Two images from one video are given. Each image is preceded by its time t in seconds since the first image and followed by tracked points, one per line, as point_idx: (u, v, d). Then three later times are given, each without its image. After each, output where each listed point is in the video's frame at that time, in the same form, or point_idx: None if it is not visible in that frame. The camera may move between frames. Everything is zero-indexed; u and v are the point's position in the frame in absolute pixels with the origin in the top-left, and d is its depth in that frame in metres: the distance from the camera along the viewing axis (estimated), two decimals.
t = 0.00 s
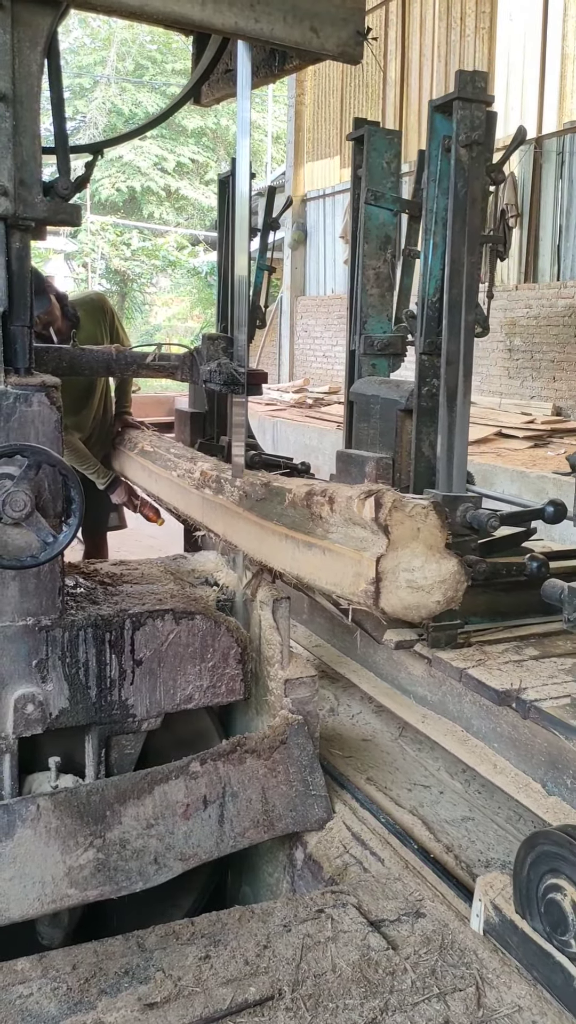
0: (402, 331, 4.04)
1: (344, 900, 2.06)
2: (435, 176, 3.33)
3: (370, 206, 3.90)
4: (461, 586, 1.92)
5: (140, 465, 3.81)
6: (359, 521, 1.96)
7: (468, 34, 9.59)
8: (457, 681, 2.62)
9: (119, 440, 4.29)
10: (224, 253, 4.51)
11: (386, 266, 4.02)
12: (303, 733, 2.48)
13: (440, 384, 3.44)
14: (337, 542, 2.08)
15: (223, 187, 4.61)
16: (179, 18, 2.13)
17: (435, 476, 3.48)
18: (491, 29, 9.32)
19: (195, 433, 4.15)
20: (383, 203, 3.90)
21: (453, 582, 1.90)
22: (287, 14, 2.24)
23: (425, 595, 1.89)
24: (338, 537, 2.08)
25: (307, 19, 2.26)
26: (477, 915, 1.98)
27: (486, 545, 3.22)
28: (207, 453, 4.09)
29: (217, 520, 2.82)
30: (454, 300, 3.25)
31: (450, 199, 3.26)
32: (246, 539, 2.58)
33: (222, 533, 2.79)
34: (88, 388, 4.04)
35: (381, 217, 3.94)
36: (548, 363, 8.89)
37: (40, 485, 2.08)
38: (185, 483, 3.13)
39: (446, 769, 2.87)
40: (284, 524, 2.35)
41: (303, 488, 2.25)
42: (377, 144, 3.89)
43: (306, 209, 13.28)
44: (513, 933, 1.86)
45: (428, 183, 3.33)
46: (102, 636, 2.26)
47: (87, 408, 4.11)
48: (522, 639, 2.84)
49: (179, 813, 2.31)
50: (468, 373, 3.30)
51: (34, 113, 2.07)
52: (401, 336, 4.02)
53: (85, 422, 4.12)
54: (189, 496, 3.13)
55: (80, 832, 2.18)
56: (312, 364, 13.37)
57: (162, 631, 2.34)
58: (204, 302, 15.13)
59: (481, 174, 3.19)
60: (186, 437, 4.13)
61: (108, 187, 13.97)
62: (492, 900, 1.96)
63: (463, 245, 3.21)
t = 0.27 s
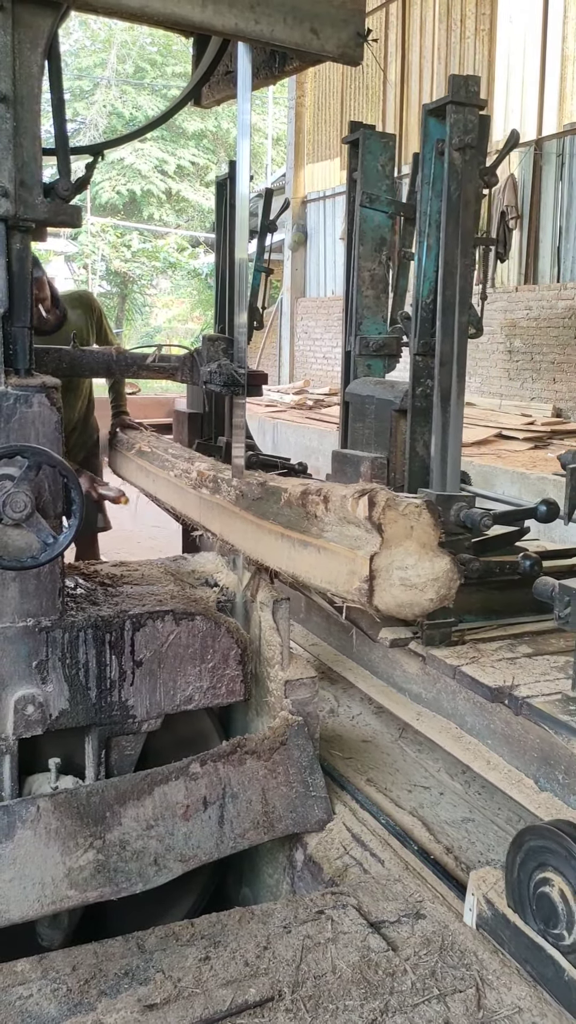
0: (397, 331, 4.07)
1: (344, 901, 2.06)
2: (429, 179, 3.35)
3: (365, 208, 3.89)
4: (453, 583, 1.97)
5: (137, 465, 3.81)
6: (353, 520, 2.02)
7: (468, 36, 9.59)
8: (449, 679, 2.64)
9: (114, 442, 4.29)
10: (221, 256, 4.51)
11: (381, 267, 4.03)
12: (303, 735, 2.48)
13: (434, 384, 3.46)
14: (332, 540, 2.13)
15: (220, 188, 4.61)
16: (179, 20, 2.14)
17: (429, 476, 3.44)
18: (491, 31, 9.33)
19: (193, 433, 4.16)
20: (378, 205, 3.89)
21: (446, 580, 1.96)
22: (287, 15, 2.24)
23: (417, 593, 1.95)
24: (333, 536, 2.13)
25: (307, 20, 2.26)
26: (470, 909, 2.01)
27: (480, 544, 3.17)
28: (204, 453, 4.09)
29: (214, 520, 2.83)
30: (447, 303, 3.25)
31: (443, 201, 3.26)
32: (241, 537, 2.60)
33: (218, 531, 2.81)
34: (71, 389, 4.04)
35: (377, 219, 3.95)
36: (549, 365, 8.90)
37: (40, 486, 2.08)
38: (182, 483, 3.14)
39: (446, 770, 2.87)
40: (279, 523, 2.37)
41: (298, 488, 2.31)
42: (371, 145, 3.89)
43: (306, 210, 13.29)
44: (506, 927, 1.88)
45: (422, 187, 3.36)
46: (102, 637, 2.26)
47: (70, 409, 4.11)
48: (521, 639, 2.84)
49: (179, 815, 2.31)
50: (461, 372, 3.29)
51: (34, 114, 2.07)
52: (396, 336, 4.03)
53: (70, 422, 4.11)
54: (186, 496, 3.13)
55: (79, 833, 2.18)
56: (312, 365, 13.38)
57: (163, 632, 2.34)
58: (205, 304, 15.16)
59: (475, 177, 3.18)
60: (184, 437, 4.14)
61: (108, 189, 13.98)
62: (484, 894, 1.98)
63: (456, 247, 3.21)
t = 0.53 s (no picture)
0: (393, 333, 4.05)
1: (345, 903, 2.06)
2: (423, 183, 3.34)
3: (361, 212, 3.92)
4: (447, 583, 2.00)
5: (136, 466, 3.81)
6: (348, 519, 2.03)
7: (469, 38, 9.60)
8: (445, 678, 2.64)
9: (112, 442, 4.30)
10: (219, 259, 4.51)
11: (377, 269, 4.01)
12: (304, 737, 2.48)
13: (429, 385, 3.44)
14: (327, 539, 2.13)
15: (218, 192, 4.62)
16: (180, 22, 2.14)
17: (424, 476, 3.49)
18: (491, 34, 9.33)
19: (191, 435, 4.19)
20: (374, 208, 3.93)
21: (440, 579, 1.98)
22: (287, 18, 2.24)
23: (412, 592, 1.97)
24: (327, 535, 2.13)
25: (308, 22, 2.26)
26: (464, 905, 2.03)
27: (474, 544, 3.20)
28: (202, 453, 4.08)
29: (211, 520, 2.84)
30: (442, 304, 3.24)
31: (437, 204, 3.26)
32: (238, 535, 2.62)
33: (215, 530, 2.81)
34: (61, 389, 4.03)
35: (372, 221, 3.96)
36: (549, 366, 8.91)
37: (41, 487, 2.08)
38: (181, 483, 3.14)
39: (446, 772, 2.87)
40: (276, 523, 2.37)
41: (294, 488, 2.32)
42: (367, 150, 3.91)
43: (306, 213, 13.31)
44: (499, 922, 1.91)
45: (416, 191, 3.35)
46: (103, 639, 2.26)
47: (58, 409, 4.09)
48: (521, 641, 2.84)
49: (180, 816, 2.30)
50: (456, 373, 3.29)
51: (35, 116, 2.07)
52: (391, 338, 4.01)
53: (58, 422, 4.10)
54: (185, 497, 3.14)
55: (80, 835, 2.17)
56: (312, 367, 13.38)
57: (163, 634, 2.34)
58: (205, 305, 15.17)
59: (469, 180, 3.19)
60: (182, 438, 4.14)
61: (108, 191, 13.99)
62: (478, 889, 2.00)
63: (450, 249, 3.21)
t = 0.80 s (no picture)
0: (389, 333, 4.06)
1: (345, 905, 2.06)
2: (419, 185, 3.32)
3: (357, 213, 3.90)
4: (443, 581, 2.01)
5: (135, 466, 3.82)
6: (343, 518, 2.04)
7: (469, 40, 9.60)
8: (440, 675, 2.63)
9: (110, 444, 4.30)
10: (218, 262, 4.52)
11: (373, 271, 4.01)
12: (305, 738, 2.48)
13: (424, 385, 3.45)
14: (322, 537, 2.13)
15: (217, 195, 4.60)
16: (181, 23, 2.14)
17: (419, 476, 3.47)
18: (492, 35, 9.34)
19: (190, 435, 4.21)
20: (370, 210, 3.91)
21: (434, 577, 2.00)
22: (288, 18, 2.24)
23: (407, 588, 1.99)
24: (323, 533, 2.14)
25: (308, 23, 2.26)
26: (458, 900, 2.04)
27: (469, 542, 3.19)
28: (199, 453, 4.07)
29: (209, 519, 2.84)
30: (436, 305, 3.25)
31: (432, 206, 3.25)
32: (234, 534, 2.63)
33: (212, 529, 2.82)
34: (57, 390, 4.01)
35: (368, 223, 3.94)
36: (549, 367, 8.92)
37: (41, 488, 2.08)
38: (179, 483, 3.14)
39: (447, 773, 2.87)
40: (272, 522, 2.37)
41: (290, 487, 2.32)
42: (363, 152, 3.91)
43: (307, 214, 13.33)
44: (493, 916, 1.92)
45: (412, 193, 3.33)
46: (103, 639, 2.26)
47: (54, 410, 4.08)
48: (515, 639, 2.83)
49: (180, 818, 2.30)
50: (451, 373, 3.31)
51: (36, 117, 2.07)
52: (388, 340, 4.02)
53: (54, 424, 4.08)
54: (183, 498, 3.14)
55: (80, 836, 2.17)
56: (313, 368, 13.39)
57: (164, 635, 2.34)
58: (205, 307, 15.18)
59: (463, 183, 3.19)
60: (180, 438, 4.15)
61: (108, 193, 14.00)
62: (472, 883, 2.01)
63: (445, 251, 3.21)
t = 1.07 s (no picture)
0: (384, 335, 4.10)
1: (346, 905, 2.05)
2: (413, 186, 3.31)
3: (353, 214, 3.94)
4: (436, 578, 2.06)
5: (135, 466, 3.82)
6: (338, 517, 2.05)
7: (469, 40, 9.60)
8: (435, 672, 2.64)
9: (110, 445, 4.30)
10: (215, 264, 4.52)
11: (369, 271, 4.03)
12: (305, 738, 2.48)
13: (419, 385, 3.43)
14: (318, 535, 2.14)
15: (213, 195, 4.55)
16: (181, 24, 2.14)
17: (415, 476, 3.44)
18: (492, 36, 9.34)
19: (188, 435, 4.23)
20: (366, 212, 3.94)
21: (428, 575, 2.03)
22: (288, 19, 2.24)
23: (401, 586, 2.01)
24: (319, 532, 2.14)
25: (309, 24, 2.26)
26: (452, 894, 2.07)
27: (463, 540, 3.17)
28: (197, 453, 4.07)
29: (206, 518, 2.85)
30: (431, 305, 3.24)
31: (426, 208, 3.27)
32: (232, 533, 2.63)
33: (210, 527, 2.82)
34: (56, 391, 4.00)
35: (365, 225, 3.98)
36: (550, 368, 8.93)
37: (41, 488, 2.08)
38: (177, 483, 3.14)
39: (448, 774, 2.87)
40: (268, 520, 2.38)
41: (286, 485, 2.32)
42: (358, 153, 3.90)
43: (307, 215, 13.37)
44: (486, 910, 1.95)
45: (407, 194, 3.32)
46: (104, 640, 2.26)
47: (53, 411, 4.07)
48: (509, 636, 2.82)
49: (181, 818, 2.30)
50: (445, 372, 3.29)
51: (37, 117, 2.07)
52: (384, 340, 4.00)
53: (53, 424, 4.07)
54: (181, 497, 3.14)
55: (81, 836, 2.17)
56: (313, 368, 13.39)
57: (164, 635, 2.34)
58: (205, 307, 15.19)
59: (457, 186, 3.20)
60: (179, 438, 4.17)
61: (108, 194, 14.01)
62: (465, 878, 2.04)
63: (439, 252, 3.22)
